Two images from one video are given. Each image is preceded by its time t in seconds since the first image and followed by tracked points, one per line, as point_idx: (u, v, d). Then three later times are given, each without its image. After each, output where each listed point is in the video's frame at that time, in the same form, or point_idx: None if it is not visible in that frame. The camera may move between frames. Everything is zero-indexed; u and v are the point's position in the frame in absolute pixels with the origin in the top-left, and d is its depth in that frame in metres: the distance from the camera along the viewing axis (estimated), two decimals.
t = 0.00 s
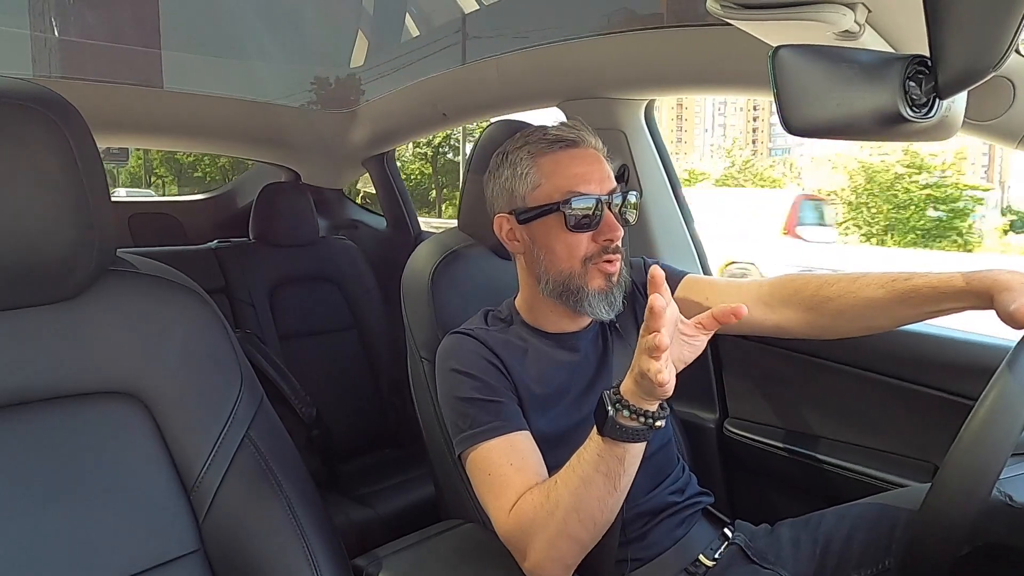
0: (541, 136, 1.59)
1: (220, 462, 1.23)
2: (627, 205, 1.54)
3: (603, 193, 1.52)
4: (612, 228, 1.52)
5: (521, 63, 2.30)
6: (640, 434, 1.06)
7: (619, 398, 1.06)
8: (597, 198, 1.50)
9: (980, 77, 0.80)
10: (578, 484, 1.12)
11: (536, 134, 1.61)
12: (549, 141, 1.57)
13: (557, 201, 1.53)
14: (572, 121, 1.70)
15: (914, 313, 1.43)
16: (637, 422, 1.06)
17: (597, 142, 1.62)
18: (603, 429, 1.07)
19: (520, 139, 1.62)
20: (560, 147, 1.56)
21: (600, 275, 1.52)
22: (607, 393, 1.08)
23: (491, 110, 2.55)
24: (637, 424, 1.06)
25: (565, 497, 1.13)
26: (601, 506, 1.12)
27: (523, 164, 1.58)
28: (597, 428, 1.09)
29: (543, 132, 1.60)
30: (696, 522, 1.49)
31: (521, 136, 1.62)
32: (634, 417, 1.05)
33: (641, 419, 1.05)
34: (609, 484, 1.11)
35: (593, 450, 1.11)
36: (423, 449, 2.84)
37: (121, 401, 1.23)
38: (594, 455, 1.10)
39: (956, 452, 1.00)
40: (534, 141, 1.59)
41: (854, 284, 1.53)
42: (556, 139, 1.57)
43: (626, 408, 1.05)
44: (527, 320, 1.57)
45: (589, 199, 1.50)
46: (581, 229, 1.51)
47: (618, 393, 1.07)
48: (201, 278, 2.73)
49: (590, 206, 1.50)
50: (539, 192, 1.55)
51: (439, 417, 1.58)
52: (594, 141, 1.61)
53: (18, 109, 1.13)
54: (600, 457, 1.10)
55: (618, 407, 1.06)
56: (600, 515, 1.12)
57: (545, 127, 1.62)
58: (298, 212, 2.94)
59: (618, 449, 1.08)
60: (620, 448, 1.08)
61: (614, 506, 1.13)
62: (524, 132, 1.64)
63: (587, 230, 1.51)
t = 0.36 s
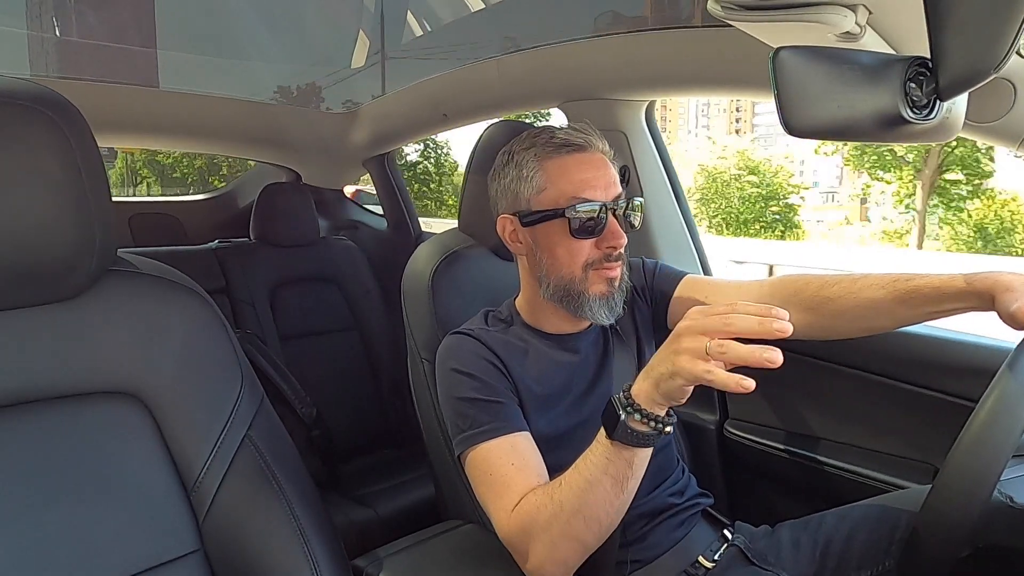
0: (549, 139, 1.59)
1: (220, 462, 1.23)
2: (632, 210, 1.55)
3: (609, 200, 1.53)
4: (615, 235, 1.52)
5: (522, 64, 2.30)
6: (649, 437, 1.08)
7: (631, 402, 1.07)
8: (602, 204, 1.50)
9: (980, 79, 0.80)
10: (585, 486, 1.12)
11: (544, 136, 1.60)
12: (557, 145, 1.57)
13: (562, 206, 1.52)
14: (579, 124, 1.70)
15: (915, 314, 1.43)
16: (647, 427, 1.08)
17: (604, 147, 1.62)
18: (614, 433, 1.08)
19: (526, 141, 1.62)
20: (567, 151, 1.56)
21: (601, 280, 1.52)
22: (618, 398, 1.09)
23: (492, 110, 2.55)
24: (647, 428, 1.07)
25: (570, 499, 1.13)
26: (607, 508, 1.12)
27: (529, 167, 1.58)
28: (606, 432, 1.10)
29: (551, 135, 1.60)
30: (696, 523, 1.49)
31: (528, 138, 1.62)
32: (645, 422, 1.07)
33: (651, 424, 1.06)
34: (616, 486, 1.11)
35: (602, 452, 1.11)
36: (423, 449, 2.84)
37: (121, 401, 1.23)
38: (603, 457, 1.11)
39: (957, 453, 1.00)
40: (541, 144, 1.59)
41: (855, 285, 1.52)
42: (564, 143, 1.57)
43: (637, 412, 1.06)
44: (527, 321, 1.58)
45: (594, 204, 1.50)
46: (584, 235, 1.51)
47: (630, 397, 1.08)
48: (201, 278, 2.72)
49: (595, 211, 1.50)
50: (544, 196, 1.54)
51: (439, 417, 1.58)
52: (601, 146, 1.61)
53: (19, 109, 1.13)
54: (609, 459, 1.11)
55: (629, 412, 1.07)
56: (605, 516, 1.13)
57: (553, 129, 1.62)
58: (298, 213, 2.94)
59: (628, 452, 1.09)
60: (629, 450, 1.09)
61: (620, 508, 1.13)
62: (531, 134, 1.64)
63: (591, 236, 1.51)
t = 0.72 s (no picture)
0: (550, 139, 1.59)
1: (220, 462, 1.24)
2: (632, 210, 1.54)
3: (609, 200, 1.52)
4: (615, 234, 1.52)
5: (523, 63, 2.30)
6: (646, 432, 1.08)
7: (627, 397, 1.09)
8: (603, 204, 1.50)
9: (980, 80, 0.79)
10: (583, 483, 1.12)
11: (546, 136, 1.60)
12: (558, 144, 1.57)
13: (563, 205, 1.52)
14: (581, 124, 1.70)
15: (915, 315, 1.43)
16: (642, 421, 1.09)
17: (605, 147, 1.62)
18: (610, 429, 1.09)
19: (528, 140, 1.62)
20: (568, 151, 1.56)
21: (602, 280, 1.52)
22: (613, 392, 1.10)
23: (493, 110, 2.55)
24: (644, 423, 1.08)
25: (568, 497, 1.13)
26: (606, 504, 1.13)
27: (531, 166, 1.58)
28: (603, 427, 1.11)
29: (552, 135, 1.60)
30: (696, 524, 1.49)
31: (529, 138, 1.62)
32: (641, 415, 1.08)
33: (647, 417, 1.08)
34: (614, 483, 1.12)
35: (600, 449, 1.12)
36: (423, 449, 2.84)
37: (121, 401, 1.23)
38: (600, 454, 1.12)
39: (957, 454, 1.00)
40: (543, 143, 1.59)
41: (855, 286, 1.52)
42: (565, 143, 1.57)
43: (633, 406, 1.08)
44: (527, 322, 1.57)
45: (594, 204, 1.50)
46: (585, 234, 1.51)
47: (624, 391, 1.10)
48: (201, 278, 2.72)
49: (595, 210, 1.50)
50: (545, 196, 1.54)
51: (439, 418, 1.57)
52: (603, 146, 1.61)
53: (19, 109, 1.13)
54: (607, 455, 1.11)
55: (625, 406, 1.08)
56: (605, 513, 1.13)
57: (554, 129, 1.62)
58: (299, 213, 2.95)
59: (625, 447, 1.10)
60: (626, 446, 1.10)
61: (618, 504, 1.14)
62: (533, 134, 1.64)
63: (591, 236, 1.51)
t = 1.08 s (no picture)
0: (545, 133, 1.60)
1: (220, 459, 1.24)
2: (629, 203, 1.55)
3: (606, 191, 1.53)
4: (613, 225, 1.53)
5: (524, 62, 2.30)
6: (664, 447, 1.05)
7: (645, 410, 1.05)
8: (599, 196, 1.52)
9: (981, 77, 0.79)
10: (591, 490, 1.11)
11: (539, 131, 1.61)
12: (552, 138, 1.58)
13: (560, 198, 1.53)
14: (573, 119, 1.71)
15: (915, 312, 1.43)
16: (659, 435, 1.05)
17: (599, 140, 1.63)
18: (629, 445, 1.05)
19: (523, 136, 1.63)
20: (563, 144, 1.57)
21: (601, 272, 1.52)
22: (629, 405, 1.07)
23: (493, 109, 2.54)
24: (662, 438, 1.05)
25: (575, 503, 1.12)
26: (612, 513, 1.12)
27: (526, 160, 1.58)
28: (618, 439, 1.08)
29: (546, 129, 1.61)
30: (696, 521, 1.49)
31: (524, 133, 1.63)
32: (659, 430, 1.04)
33: (666, 433, 1.04)
34: (624, 493, 1.10)
35: (611, 459, 1.09)
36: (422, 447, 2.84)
37: (122, 398, 1.23)
38: (612, 464, 1.09)
39: (957, 453, 1.00)
40: (537, 138, 1.59)
41: (855, 283, 1.52)
42: (559, 136, 1.58)
43: (653, 422, 1.04)
44: (527, 319, 1.57)
45: (590, 195, 1.51)
46: (582, 226, 1.52)
47: (642, 403, 1.06)
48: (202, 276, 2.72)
49: (591, 202, 1.51)
50: (542, 190, 1.55)
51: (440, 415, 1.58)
52: (596, 139, 1.62)
53: (20, 107, 1.13)
54: (618, 465, 1.09)
55: (644, 421, 1.05)
56: (610, 520, 1.12)
57: (548, 124, 1.63)
58: (299, 211, 2.94)
59: (638, 461, 1.07)
60: (640, 458, 1.07)
61: (624, 513, 1.13)
62: (527, 130, 1.65)
63: (588, 227, 1.52)
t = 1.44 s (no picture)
0: (551, 133, 1.60)
1: (222, 461, 1.24)
2: (634, 205, 1.56)
3: (611, 191, 1.54)
4: (619, 225, 1.54)
5: (524, 62, 2.30)
6: (689, 487, 1.03)
7: (677, 446, 1.02)
8: (605, 196, 1.52)
9: (980, 76, 0.80)
10: (607, 512, 1.11)
11: (545, 131, 1.61)
12: (559, 138, 1.58)
13: (566, 198, 1.54)
14: (577, 120, 1.71)
15: (915, 312, 1.43)
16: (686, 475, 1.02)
17: (603, 141, 1.64)
18: (655, 478, 1.04)
19: (528, 137, 1.63)
20: (570, 144, 1.57)
21: (607, 272, 1.52)
22: (662, 438, 1.03)
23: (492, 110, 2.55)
24: (689, 478, 1.02)
25: (587, 518, 1.12)
26: (621, 533, 1.11)
27: (532, 160, 1.58)
28: (647, 472, 1.05)
29: (552, 130, 1.61)
30: (698, 521, 1.48)
31: (529, 133, 1.63)
32: (688, 470, 1.01)
33: (694, 474, 1.01)
34: (637, 521, 1.10)
35: (632, 487, 1.08)
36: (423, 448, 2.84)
37: (123, 400, 1.23)
38: (632, 492, 1.08)
39: (958, 453, 1.00)
40: (543, 138, 1.60)
41: (855, 283, 1.52)
42: (565, 136, 1.58)
43: (683, 460, 1.01)
44: (530, 319, 1.58)
45: (596, 196, 1.52)
46: (588, 225, 1.53)
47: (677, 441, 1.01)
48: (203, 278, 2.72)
49: (597, 203, 1.52)
50: (548, 189, 1.55)
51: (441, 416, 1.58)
52: (600, 140, 1.63)
53: (20, 110, 1.13)
54: (639, 495, 1.08)
55: (674, 457, 1.02)
56: (619, 540, 1.12)
57: (554, 124, 1.63)
58: (299, 213, 2.95)
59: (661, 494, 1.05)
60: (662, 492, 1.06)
61: (633, 536, 1.12)
62: (532, 131, 1.65)
63: (595, 227, 1.53)
